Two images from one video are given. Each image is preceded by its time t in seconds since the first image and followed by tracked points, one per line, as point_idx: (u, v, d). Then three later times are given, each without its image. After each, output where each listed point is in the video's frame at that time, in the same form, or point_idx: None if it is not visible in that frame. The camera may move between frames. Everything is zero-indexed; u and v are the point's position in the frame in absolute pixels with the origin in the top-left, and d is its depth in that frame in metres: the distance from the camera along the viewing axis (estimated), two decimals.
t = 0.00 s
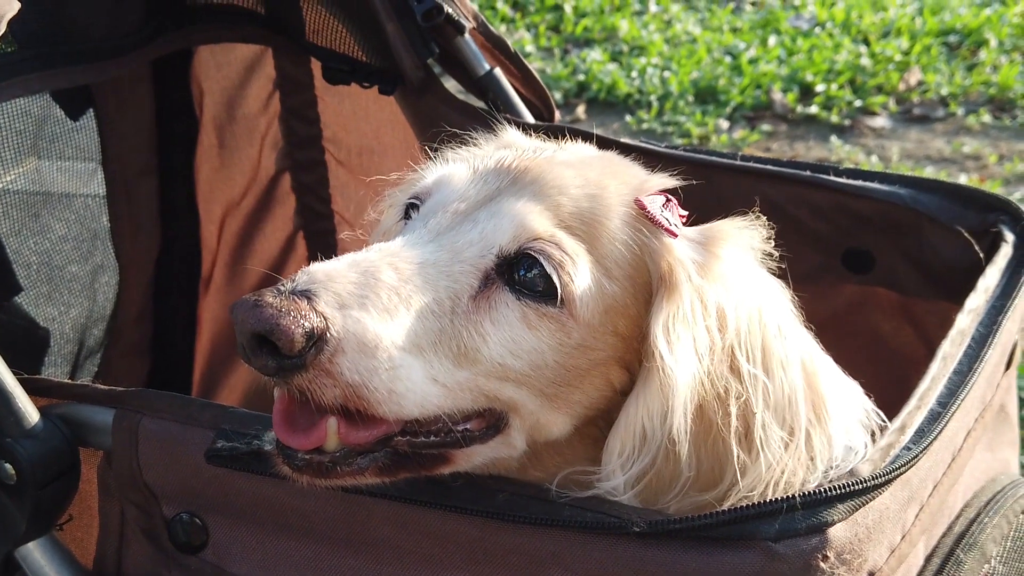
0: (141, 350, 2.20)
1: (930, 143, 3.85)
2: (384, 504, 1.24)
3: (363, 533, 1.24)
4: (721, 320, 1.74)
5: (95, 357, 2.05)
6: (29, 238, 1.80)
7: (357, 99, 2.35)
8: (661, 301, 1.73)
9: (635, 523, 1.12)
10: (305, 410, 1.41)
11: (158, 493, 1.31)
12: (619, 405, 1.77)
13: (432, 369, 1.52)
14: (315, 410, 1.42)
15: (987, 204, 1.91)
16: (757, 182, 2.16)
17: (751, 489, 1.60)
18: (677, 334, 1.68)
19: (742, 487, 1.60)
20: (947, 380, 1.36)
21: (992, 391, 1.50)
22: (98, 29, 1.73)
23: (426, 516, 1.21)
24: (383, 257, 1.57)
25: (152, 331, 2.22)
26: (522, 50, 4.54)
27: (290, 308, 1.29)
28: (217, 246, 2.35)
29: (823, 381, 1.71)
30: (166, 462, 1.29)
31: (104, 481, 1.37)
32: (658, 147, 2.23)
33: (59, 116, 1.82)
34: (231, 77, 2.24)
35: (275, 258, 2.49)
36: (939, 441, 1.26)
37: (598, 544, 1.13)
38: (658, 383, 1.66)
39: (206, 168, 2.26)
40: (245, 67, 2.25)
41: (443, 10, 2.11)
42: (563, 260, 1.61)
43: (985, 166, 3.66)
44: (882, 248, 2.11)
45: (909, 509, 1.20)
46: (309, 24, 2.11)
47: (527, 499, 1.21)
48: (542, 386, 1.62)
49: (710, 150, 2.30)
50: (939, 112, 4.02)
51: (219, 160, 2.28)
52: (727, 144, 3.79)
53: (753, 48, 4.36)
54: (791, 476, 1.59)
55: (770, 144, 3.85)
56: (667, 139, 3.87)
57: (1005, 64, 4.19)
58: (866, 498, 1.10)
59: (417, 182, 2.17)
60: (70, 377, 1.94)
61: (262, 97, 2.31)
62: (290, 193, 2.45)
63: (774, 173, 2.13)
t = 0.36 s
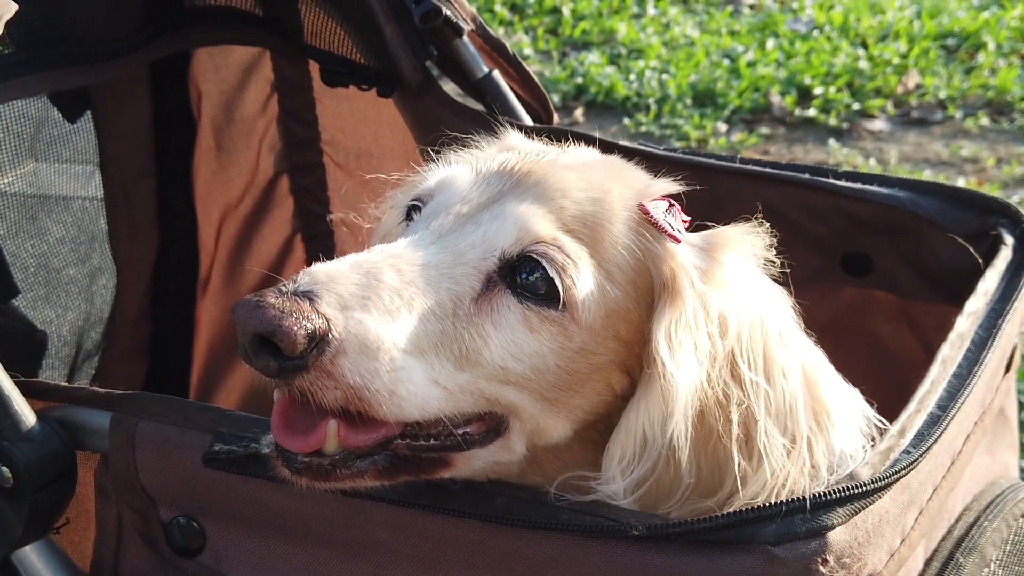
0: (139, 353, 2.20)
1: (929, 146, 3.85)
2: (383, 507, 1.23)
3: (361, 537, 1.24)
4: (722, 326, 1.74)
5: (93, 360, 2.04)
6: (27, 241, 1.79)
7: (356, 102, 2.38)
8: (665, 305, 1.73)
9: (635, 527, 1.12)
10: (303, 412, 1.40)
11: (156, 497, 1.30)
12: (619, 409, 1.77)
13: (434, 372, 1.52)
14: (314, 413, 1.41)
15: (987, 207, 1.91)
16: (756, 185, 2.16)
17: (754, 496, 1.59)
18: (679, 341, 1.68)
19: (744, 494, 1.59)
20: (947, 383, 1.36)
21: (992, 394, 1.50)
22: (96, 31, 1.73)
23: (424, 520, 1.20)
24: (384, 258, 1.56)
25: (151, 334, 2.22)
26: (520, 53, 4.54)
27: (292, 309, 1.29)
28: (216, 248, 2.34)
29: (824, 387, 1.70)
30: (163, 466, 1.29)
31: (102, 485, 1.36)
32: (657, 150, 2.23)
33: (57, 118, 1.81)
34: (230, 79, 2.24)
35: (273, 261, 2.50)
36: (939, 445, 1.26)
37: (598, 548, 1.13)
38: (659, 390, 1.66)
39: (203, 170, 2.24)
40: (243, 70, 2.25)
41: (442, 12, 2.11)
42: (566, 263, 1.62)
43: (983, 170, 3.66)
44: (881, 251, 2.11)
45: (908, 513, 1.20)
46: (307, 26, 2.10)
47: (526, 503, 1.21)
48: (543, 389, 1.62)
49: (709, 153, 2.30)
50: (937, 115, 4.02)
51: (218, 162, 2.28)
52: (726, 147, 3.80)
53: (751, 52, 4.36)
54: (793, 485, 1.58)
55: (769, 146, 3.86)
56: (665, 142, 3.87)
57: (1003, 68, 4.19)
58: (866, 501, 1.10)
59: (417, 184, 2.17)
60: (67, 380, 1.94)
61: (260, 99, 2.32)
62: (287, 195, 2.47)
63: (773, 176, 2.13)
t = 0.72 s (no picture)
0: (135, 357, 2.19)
1: (926, 149, 3.85)
2: (377, 512, 1.23)
3: (356, 542, 1.23)
4: (722, 327, 1.73)
5: (89, 363, 2.04)
6: (24, 244, 1.80)
7: (352, 105, 2.37)
8: (665, 306, 1.73)
9: (631, 531, 1.11)
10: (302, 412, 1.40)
11: (150, 501, 1.30)
12: (619, 410, 1.76)
13: (434, 372, 1.51)
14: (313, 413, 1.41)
15: (984, 211, 1.90)
16: (753, 188, 2.16)
17: (753, 498, 1.59)
18: (679, 341, 1.68)
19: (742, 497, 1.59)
20: (944, 387, 1.35)
21: (989, 398, 1.49)
22: (92, 33, 1.73)
23: (420, 525, 1.20)
24: (384, 259, 1.55)
25: (147, 338, 2.21)
26: (517, 56, 4.54)
27: (292, 311, 1.28)
28: (212, 251, 2.34)
29: (821, 387, 1.70)
30: (158, 470, 1.28)
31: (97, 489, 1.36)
32: (655, 152, 2.23)
33: (54, 121, 1.81)
34: (227, 82, 2.24)
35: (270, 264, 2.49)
36: (936, 449, 1.25)
37: (595, 553, 1.12)
38: (659, 391, 1.66)
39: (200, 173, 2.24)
40: (239, 73, 2.25)
41: (439, 15, 2.11)
42: (565, 265, 1.61)
43: (980, 173, 3.67)
44: (879, 255, 2.10)
45: (906, 518, 1.19)
46: (304, 29, 2.10)
47: (522, 508, 1.20)
48: (543, 390, 1.61)
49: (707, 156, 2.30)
50: (934, 119, 4.02)
51: (214, 167, 2.28)
52: (723, 150, 3.80)
53: (749, 55, 4.36)
54: (793, 485, 1.57)
55: (766, 150, 3.86)
56: (663, 145, 3.87)
57: (1001, 71, 4.20)
58: (864, 506, 1.09)
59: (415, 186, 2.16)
60: (63, 383, 1.93)
61: (257, 102, 2.31)
62: (284, 199, 2.45)
63: (770, 179, 2.13)
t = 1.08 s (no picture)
0: (129, 360, 2.18)
1: (923, 152, 3.85)
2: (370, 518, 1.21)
3: (349, 546, 1.22)
4: (723, 328, 1.72)
5: (82, 365, 2.02)
6: (18, 246, 1.78)
7: (348, 107, 2.36)
8: (665, 307, 1.72)
9: (626, 535, 1.10)
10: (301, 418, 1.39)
11: (142, 505, 1.29)
12: (618, 412, 1.75)
13: (434, 374, 1.50)
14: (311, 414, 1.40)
15: (981, 213, 1.90)
16: (749, 190, 2.15)
17: (759, 500, 1.59)
18: (681, 342, 1.66)
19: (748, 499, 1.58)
20: (941, 391, 1.35)
21: (987, 402, 1.49)
22: (86, 35, 1.72)
23: (414, 529, 1.19)
24: (383, 260, 1.55)
25: (141, 341, 2.20)
26: (515, 59, 4.54)
27: (290, 312, 1.28)
28: (206, 254, 2.33)
29: (821, 387, 1.70)
30: (150, 473, 1.27)
31: (89, 493, 1.35)
32: (652, 155, 2.23)
33: (48, 124, 1.80)
34: (221, 84, 2.24)
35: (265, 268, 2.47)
36: (933, 453, 1.25)
37: (590, 558, 1.11)
38: (660, 393, 1.65)
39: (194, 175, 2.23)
40: (234, 75, 2.25)
41: (434, 17, 2.12)
42: (564, 266, 1.60)
43: (977, 177, 3.66)
44: (876, 258, 2.10)
45: (903, 522, 1.19)
46: (298, 30, 2.10)
47: (516, 511, 1.19)
48: (543, 392, 1.60)
49: (704, 159, 2.29)
50: (931, 122, 4.02)
51: (208, 169, 2.28)
52: (720, 153, 3.79)
53: (746, 58, 4.36)
54: (796, 486, 1.57)
55: (763, 153, 3.86)
56: (660, 148, 3.86)
57: (998, 75, 4.20)
58: (860, 510, 1.09)
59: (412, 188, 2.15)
60: (56, 386, 1.91)
61: (252, 104, 2.30)
62: (279, 201, 2.43)
63: (766, 182, 2.12)
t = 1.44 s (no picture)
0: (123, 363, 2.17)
1: (920, 155, 3.85)
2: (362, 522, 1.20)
3: (343, 551, 1.21)
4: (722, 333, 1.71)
5: (76, 369, 2.01)
6: (10, 247, 1.82)
7: (342, 108, 2.37)
8: (665, 313, 1.70)
9: (622, 540, 1.09)
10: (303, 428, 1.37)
11: (134, 508, 1.28)
12: (616, 417, 1.74)
13: (434, 382, 1.49)
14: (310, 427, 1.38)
15: (979, 215, 1.89)
16: (746, 192, 2.14)
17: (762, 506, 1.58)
18: (682, 347, 1.65)
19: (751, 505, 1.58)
20: (940, 394, 1.34)
21: (986, 405, 1.48)
22: (79, 35, 1.70)
23: (409, 533, 1.18)
24: (383, 266, 1.52)
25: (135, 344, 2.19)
26: (511, 61, 4.53)
27: (292, 321, 1.25)
28: (201, 256, 2.30)
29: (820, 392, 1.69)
30: (141, 477, 1.26)
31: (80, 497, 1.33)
32: (649, 156, 2.22)
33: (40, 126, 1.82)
34: (215, 84, 2.22)
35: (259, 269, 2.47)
36: (932, 456, 1.24)
37: (587, 563, 1.10)
38: (659, 399, 1.64)
39: (189, 177, 2.22)
40: (228, 75, 2.24)
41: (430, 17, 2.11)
42: (566, 272, 1.60)
43: (974, 179, 3.66)
44: (873, 260, 2.09)
45: (901, 526, 1.18)
46: (293, 31, 2.08)
47: (512, 515, 1.19)
48: (542, 398, 1.59)
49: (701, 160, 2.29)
50: (928, 125, 4.01)
51: (203, 170, 2.25)
52: (717, 156, 3.78)
53: (743, 60, 4.36)
54: (798, 491, 1.56)
55: (760, 156, 3.85)
56: (657, 150, 3.85)
57: (995, 77, 4.19)
58: (859, 515, 1.08)
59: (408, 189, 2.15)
60: (50, 389, 1.91)
61: (246, 105, 2.30)
62: (273, 203, 2.44)
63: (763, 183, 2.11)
